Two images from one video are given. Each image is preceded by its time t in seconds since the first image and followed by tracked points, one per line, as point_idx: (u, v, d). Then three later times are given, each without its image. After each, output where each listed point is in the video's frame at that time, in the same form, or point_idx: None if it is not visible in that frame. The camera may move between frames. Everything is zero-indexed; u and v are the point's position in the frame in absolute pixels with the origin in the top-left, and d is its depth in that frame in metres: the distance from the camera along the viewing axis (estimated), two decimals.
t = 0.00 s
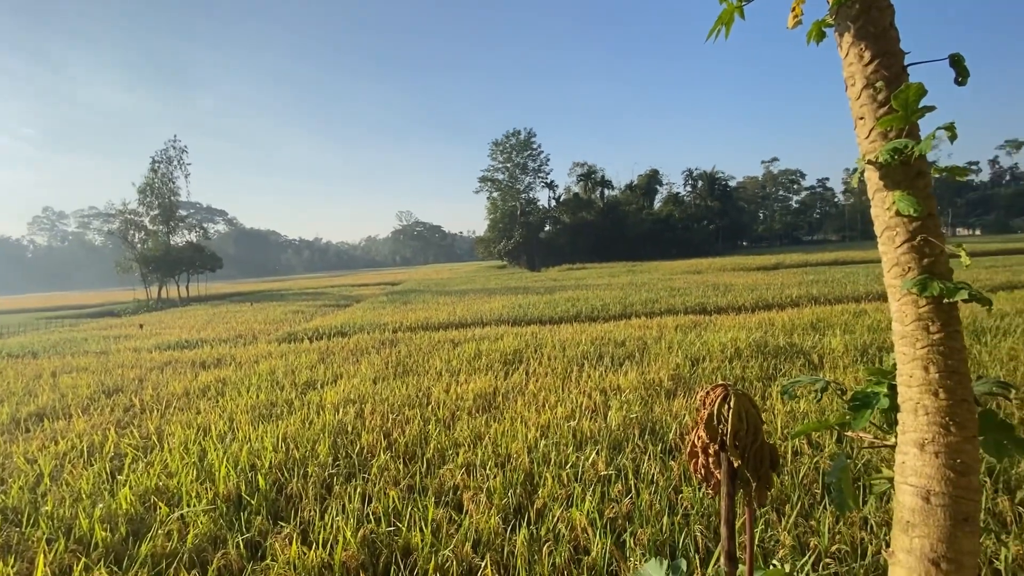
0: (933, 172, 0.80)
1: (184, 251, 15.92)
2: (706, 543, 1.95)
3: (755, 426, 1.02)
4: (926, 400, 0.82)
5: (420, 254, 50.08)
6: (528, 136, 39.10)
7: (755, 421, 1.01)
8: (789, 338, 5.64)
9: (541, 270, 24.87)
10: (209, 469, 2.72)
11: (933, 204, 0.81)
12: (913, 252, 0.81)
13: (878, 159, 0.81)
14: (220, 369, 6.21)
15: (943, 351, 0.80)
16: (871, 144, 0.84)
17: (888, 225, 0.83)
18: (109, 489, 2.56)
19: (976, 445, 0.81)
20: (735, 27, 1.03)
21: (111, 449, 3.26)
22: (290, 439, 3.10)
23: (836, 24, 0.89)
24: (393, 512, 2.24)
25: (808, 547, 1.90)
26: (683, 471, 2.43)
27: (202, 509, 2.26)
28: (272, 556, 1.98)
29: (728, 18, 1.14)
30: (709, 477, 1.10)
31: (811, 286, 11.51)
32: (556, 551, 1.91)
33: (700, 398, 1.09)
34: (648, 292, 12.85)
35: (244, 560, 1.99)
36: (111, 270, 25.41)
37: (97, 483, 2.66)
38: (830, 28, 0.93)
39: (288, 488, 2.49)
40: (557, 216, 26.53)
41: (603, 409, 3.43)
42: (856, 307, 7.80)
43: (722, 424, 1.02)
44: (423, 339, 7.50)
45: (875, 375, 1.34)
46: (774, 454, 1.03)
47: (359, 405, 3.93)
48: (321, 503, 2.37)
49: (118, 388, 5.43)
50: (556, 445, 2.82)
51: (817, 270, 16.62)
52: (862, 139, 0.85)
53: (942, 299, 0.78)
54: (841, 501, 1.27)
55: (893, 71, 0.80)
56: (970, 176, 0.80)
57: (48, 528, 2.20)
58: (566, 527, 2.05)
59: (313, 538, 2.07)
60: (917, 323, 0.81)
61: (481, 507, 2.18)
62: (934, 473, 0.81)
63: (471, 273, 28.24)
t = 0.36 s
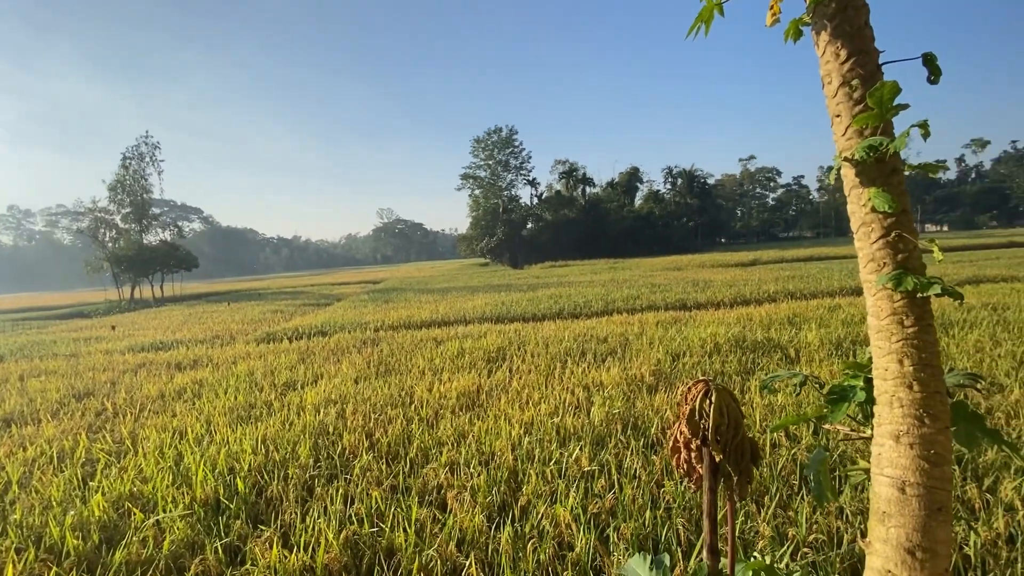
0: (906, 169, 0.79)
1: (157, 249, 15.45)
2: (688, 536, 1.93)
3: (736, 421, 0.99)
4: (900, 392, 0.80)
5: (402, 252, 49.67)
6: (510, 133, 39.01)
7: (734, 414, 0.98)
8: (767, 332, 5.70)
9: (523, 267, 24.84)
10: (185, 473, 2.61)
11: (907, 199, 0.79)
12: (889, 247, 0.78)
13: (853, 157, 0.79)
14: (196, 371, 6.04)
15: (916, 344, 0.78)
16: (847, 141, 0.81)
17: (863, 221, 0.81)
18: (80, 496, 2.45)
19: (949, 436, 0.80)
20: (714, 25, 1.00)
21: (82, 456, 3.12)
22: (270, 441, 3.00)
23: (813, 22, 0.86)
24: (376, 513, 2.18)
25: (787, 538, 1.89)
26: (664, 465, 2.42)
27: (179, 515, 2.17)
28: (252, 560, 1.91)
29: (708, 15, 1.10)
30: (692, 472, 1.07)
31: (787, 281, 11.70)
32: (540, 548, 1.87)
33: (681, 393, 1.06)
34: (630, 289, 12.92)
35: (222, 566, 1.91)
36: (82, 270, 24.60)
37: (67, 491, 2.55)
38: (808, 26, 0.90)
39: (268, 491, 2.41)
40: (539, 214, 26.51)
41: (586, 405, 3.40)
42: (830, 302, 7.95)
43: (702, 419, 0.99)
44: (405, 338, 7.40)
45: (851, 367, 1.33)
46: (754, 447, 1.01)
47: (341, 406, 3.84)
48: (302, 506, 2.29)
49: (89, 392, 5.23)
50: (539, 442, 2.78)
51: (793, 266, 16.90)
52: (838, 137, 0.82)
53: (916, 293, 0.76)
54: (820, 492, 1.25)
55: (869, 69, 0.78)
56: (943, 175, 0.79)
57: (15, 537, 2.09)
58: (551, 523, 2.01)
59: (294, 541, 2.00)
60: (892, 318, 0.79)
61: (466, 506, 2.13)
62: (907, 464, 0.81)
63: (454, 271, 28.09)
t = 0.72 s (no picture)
0: (889, 167, 0.78)
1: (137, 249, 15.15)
2: (675, 532, 1.92)
3: (723, 416, 0.97)
4: (882, 387, 0.80)
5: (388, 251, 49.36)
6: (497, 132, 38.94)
7: (721, 409, 0.96)
8: (751, 328, 5.73)
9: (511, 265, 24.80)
10: (169, 477, 2.55)
11: (888, 196, 0.78)
12: (870, 244, 0.78)
13: (836, 155, 0.77)
14: (179, 372, 5.92)
15: (898, 340, 0.78)
16: (829, 140, 0.80)
17: (847, 218, 0.80)
18: (60, 503, 2.37)
19: (929, 428, 0.81)
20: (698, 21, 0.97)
21: (60, 461, 3.03)
22: (255, 443, 2.94)
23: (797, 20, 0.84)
24: (364, 514, 2.13)
25: (772, 531, 1.89)
26: (652, 461, 2.41)
27: (162, 519, 2.11)
28: (238, 565, 1.86)
29: (693, 14, 1.08)
30: (680, 468, 1.04)
31: (771, 278, 11.82)
32: (529, 546, 1.85)
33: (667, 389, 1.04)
34: (617, 286, 12.96)
35: (206, 571, 1.86)
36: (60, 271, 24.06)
37: (46, 496, 2.47)
38: (790, 22, 0.88)
39: (254, 493, 2.35)
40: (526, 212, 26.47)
41: (574, 403, 3.39)
42: (813, 298, 8.03)
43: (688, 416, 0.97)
44: (393, 337, 7.34)
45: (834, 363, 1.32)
46: (742, 443, 0.99)
47: (328, 407, 3.77)
48: (288, 508, 2.24)
49: (69, 395, 5.09)
50: (528, 440, 2.76)
51: (777, 262, 17.08)
52: (820, 135, 0.81)
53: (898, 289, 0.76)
54: (804, 487, 1.23)
55: (850, 68, 0.76)
56: (924, 172, 0.78)
57: None
58: (539, 521, 1.99)
59: (280, 544, 1.96)
60: (875, 313, 0.79)
61: (454, 505, 2.10)
62: (890, 458, 0.81)
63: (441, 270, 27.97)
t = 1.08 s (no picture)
0: (881, 163, 0.76)
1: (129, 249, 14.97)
2: (670, 530, 1.91)
3: (717, 414, 0.95)
4: (876, 383, 0.79)
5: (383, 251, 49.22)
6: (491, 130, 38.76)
7: (715, 408, 0.95)
8: (745, 326, 5.74)
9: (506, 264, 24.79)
10: (161, 480, 2.51)
11: (881, 195, 0.77)
12: (863, 242, 0.77)
13: (829, 153, 0.76)
14: (172, 374, 5.86)
15: (892, 337, 0.77)
16: (822, 138, 0.78)
17: (840, 216, 0.79)
18: (51, 506, 2.34)
19: (923, 426, 0.80)
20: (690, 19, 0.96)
21: (51, 464, 2.99)
22: (249, 444, 2.90)
23: (790, 18, 0.82)
24: (359, 515, 2.11)
25: (766, 528, 1.88)
26: (647, 460, 2.40)
27: (155, 522, 2.08)
28: (231, 567, 1.84)
29: (685, 12, 1.07)
30: (675, 467, 1.02)
31: (764, 276, 11.86)
32: (525, 545, 1.83)
33: (662, 387, 1.02)
34: (611, 285, 12.97)
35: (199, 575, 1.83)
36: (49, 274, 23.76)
37: (36, 500, 2.43)
38: (783, 20, 0.87)
39: (248, 495, 2.32)
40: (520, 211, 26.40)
41: (569, 401, 3.37)
42: (805, 296, 8.06)
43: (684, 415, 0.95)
44: (388, 337, 7.30)
45: (827, 360, 1.31)
46: (737, 442, 0.98)
47: (322, 407, 3.74)
48: (283, 509, 2.21)
49: (60, 398, 5.02)
50: (523, 439, 2.74)
51: (771, 260, 17.14)
52: (814, 133, 0.80)
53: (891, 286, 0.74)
54: (798, 484, 1.22)
55: (843, 67, 0.75)
56: (916, 169, 0.77)
57: None
58: (535, 521, 1.97)
59: (274, 547, 1.93)
60: (868, 311, 0.78)
61: (449, 505, 2.08)
62: (883, 455, 0.80)
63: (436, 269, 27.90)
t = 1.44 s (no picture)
0: (883, 162, 0.76)
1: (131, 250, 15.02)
2: (673, 529, 1.91)
3: (719, 414, 0.95)
4: (879, 382, 0.79)
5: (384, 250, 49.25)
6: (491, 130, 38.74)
7: (717, 408, 0.95)
8: (747, 325, 5.73)
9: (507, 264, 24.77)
10: (163, 480, 2.52)
11: (883, 194, 0.77)
12: (865, 240, 0.77)
13: (831, 152, 0.76)
14: (174, 374, 5.87)
15: (894, 336, 0.77)
16: (824, 136, 0.78)
17: (840, 215, 0.79)
18: (54, 506, 2.34)
19: (925, 424, 0.80)
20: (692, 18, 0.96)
21: (54, 464, 3.00)
22: (251, 444, 2.91)
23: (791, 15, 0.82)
24: (361, 515, 2.11)
25: (769, 527, 1.88)
26: (649, 459, 2.40)
27: (158, 522, 2.09)
28: (234, 567, 1.84)
29: (687, 9, 1.07)
30: (677, 466, 1.02)
31: (766, 275, 11.83)
32: (527, 545, 1.83)
33: (664, 387, 1.02)
34: (612, 284, 12.95)
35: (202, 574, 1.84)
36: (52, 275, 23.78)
37: (39, 500, 2.44)
38: (785, 17, 0.86)
39: (250, 494, 2.33)
40: (522, 211, 26.37)
41: (570, 401, 3.37)
42: (808, 295, 8.04)
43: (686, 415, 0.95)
44: (389, 337, 7.30)
45: (830, 359, 1.31)
46: (739, 441, 0.98)
47: (324, 407, 3.75)
48: (285, 509, 2.22)
49: (62, 398, 5.03)
50: (525, 439, 2.74)
51: (772, 258, 17.10)
52: (815, 132, 0.80)
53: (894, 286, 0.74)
54: (800, 483, 1.22)
55: (846, 65, 0.75)
56: (917, 168, 0.77)
57: None
58: (537, 520, 1.97)
59: (277, 546, 1.93)
60: (870, 310, 0.78)
61: (451, 504, 2.09)
62: (886, 454, 0.80)
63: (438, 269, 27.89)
